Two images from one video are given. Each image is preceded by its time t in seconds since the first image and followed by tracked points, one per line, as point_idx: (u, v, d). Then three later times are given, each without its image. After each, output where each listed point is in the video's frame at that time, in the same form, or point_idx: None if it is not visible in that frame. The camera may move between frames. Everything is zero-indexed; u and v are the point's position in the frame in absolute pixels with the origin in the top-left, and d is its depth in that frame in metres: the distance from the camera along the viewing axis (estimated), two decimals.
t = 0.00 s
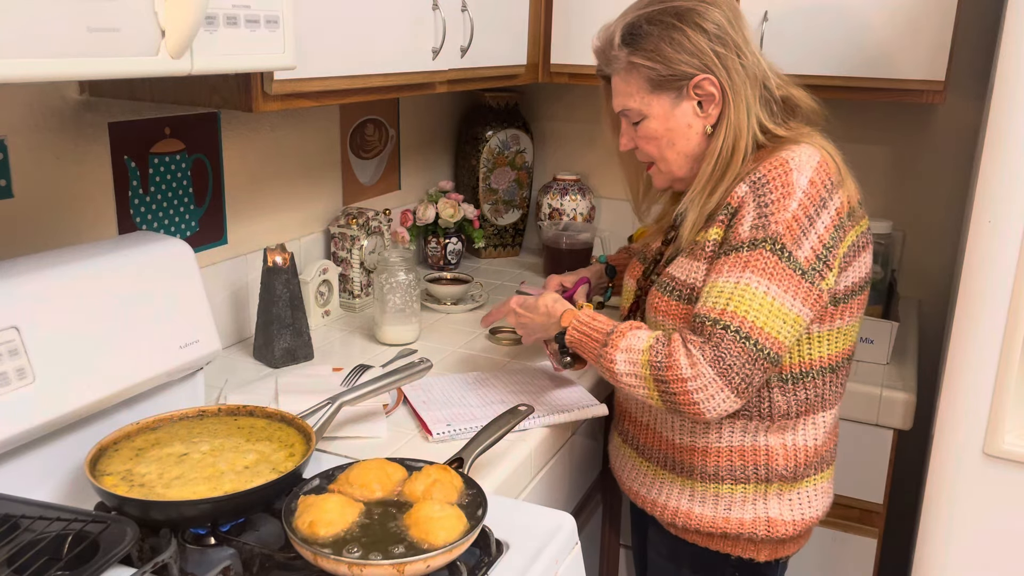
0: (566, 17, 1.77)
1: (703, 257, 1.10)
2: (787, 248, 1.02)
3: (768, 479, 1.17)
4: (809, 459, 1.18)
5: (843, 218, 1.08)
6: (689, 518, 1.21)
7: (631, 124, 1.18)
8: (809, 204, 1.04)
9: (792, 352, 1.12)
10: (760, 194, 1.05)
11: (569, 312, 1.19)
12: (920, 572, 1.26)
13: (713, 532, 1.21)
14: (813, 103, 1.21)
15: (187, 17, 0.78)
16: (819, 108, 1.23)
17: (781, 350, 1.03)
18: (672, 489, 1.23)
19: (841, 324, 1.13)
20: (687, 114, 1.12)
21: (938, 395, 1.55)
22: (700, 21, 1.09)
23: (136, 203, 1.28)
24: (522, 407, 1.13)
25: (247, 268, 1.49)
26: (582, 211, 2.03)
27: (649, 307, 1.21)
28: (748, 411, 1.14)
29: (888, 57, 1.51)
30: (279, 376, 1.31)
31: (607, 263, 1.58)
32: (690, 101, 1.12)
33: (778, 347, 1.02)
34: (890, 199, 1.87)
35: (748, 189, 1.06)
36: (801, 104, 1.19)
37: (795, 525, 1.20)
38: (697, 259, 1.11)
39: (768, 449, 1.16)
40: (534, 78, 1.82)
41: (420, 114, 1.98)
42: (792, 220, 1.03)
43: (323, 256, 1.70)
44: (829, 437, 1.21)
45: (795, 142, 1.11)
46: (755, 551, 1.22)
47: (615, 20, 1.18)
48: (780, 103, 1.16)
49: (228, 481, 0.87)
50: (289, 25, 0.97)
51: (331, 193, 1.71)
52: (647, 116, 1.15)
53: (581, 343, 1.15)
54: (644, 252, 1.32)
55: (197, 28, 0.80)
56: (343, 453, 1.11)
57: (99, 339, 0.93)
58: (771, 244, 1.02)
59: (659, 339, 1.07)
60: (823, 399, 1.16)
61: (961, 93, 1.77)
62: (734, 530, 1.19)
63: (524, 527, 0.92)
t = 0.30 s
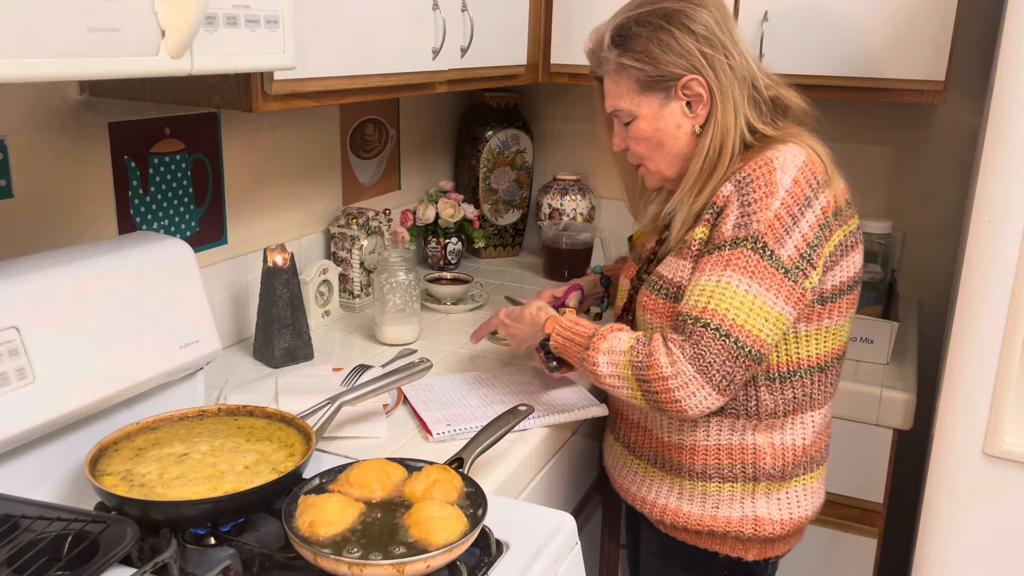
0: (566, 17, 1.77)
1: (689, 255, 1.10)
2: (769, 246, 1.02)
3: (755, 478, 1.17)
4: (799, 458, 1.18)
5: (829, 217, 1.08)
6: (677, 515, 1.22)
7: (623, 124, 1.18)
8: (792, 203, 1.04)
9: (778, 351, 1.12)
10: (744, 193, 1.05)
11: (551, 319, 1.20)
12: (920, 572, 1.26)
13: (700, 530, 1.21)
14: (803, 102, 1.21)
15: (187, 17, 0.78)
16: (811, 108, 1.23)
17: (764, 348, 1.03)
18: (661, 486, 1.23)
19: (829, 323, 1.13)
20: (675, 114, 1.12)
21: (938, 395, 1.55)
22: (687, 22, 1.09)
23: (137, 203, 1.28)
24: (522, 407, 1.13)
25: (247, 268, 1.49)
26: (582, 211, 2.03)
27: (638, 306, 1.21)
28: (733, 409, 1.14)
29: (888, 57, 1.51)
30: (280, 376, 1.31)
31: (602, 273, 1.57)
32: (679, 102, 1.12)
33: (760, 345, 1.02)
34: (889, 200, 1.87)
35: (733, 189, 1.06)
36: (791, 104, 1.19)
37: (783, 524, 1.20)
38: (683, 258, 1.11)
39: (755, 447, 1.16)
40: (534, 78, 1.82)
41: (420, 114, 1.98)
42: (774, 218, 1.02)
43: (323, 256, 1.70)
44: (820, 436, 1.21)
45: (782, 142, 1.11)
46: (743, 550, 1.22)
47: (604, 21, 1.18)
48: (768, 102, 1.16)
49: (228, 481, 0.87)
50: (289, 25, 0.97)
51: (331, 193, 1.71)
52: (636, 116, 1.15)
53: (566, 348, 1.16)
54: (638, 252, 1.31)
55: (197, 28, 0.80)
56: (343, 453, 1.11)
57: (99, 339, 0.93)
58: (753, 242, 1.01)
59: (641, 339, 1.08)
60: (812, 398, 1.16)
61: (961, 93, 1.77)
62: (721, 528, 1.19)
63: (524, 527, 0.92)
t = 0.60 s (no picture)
0: (566, 17, 1.77)
1: (685, 256, 1.10)
2: (767, 247, 1.02)
3: (751, 478, 1.17)
4: (795, 458, 1.18)
5: (825, 216, 1.08)
6: (672, 515, 1.22)
7: (620, 125, 1.18)
8: (788, 203, 1.04)
9: (773, 351, 1.12)
10: (740, 194, 1.05)
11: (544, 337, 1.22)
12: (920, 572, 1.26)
13: (696, 529, 1.21)
14: (800, 103, 1.21)
15: (187, 17, 0.78)
16: (807, 108, 1.23)
17: (762, 349, 1.03)
18: (657, 486, 1.23)
19: (825, 323, 1.13)
20: (672, 115, 1.12)
21: (938, 395, 1.55)
22: (683, 23, 1.09)
23: (136, 203, 1.28)
24: (523, 407, 1.13)
25: (247, 268, 1.49)
26: (582, 211, 2.03)
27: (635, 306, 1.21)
28: (730, 409, 1.14)
29: (887, 57, 1.51)
30: (279, 376, 1.31)
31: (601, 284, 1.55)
32: (676, 102, 1.12)
33: (758, 346, 1.02)
34: (889, 200, 1.87)
35: (730, 189, 1.06)
36: (788, 104, 1.19)
37: (779, 524, 1.20)
38: (679, 258, 1.11)
39: (751, 447, 1.16)
40: (533, 78, 1.82)
41: (420, 114, 1.99)
42: (770, 219, 1.03)
43: (323, 256, 1.70)
44: (817, 436, 1.21)
45: (777, 143, 1.10)
46: (738, 550, 1.22)
47: (601, 22, 1.18)
48: (765, 103, 1.16)
49: (228, 481, 0.87)
50: (289, 25, 0.97)
51: (331, 193, 1.71)
52: (633, 117, 1.15)
53: (562, 363, 1.17)
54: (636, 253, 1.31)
55: (197, 28, 0.80)
56: (343, 453, 1.11)
57: (99, 339, 0.93)
58: (750, 243, 1.01)
59: (638, 345, 1.09)
60: (809, 399, 1.16)
61: (961, 94, 1.77)
62: (716, 527, 1.19)
63: (524, 527, 0.92)
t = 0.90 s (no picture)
0: (566, 17, 1.77)
1: (693, 257, 1.10)
2: (776, 248, 1.02)
3: (759, 479, 1.17)
4: (803, 459, 1.18)
5: (833, 217, 1.08)
6: (679, 516, 1.22)
7: (626, 126, 1.18)
8: (798, 204, 1.04)
9: (782, 353, 1.12)
10: (749, 195, 1.05)
11: (546, 346, 1.21)
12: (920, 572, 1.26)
13: (703, 530, 1.21)
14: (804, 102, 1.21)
15: (187, 17, 0.78)
16: (809, 108, 1.23)
17: (771, 350, 1.03)
18: (664, 487, 1.23)
19: (834, 324, 1.13)
20: (680, 115, 1.12)
21: (938, 395, 1.55)
22: (690, 24, 1.09)
23: (136, 203, 1.28)
24: (522, 407, 1.13)
25: (247, 268, 1.49)
26: (582, 211, 2.03)
27: (642, 308, 1.21)
28: (738, 411, 1.14)
29: (887, 57, 1.51)
30: (279, 376, 1.31)
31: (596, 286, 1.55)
32: (684, 102, 1.11)
33: (767, 347, 1.02)
34: (890, 200, 1.87)
35: (738, 190, 1.06)
36: (793, 104, 1.19)
37: (787, 525, 1.20)
38: (687, 260, 1.11)
39: (759, 448, 1.16)
40: (534, 78, 1.82)
41: (420, 114, 1.98)
42: (780, 220, 1.02)
43: (323, 256, 1.70)
44: (823, 436, 1.21)
45: (784, 143, 1.10)
46: (745, 551, 1.22)
47: (607, 23, 1.18)
48: (771, 103, 1.16)
49: (228, 481, 0.87)
50: (289, 25, 0.97)
51: (331, 193, 1.71)
52: (641, 117, 1.14)
53: (567, 370, 1.16)
54: (639, 253, 1.32)
55: (197, 28, 0.80)
56: (343, 453, 1.11)
57: (99, 339, 0.93)
58: (759, 244, 1.01)
59: (646, 348, 1.09)
60: (816, 400, 1.16)
61: (962, 94, 1.77)
62: (724, 529, 1.19)
63: (523, 527, 0.92)
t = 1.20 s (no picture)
0: (566, 17, 1.77)
1: (701, 260, 1.10)
2: (784, 251, 1.02)
3: (765, 480, 1.17)
4: (808, 460, 1.18)
5: (841, 219, 1.08)
6: (684, 518, 1.22)
7: (630, 126, 1.18)
8: (807, 207, 1.04)
9: (789, 354, 1.12)
10: (757, 197, 1.05)
11: (550, 345, 1.20)
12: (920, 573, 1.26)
13: (708, 532, 1.21)
14: (808, 102, 1.21)
15: (187, 17, 0.78)
16: (814, 108, 1.23)
17: (778, 352, 1.03)
18: (668, 489, 1.23)
19: (840, 325, 1.13)
20: (688, 116, 1.12)
21: (938, 395, 1.55)
22: (697, 24, 1.09)
23: (136, 203, 1.28)
24: (522, 406, 1.13)
25: (247, 268, 1.49)
26: (582, 211, 2.03)
27: (648, 309, 1.21)
28: (745, 412, 1.14)
29: (887, 57, 1.51)
30: (279, 376, 1.31)
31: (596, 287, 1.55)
32: (691, 103, 1.12)
33: (774, 349, 1.02)
34: (890, 200, 1.87)
35: (746, 192, 1.06)
36: (798, 104, 1.19)
37: (793, 526, 1.20)
38: (695, 262, 1.11)
39: (765, 449, 1.16)
40: (533, 78, 1.82)
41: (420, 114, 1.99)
42: (789, 223, 1.02)
43: (323, 256, 1.70)
44: (827, 436, 1.21)
45: (791, 145, 1.11)
46: (750, 551, 1.22)
47: (612, 21, 1.18)
48: (778, 103, 1.16)
49: (228, 481, 0.87)
50: (289, 24, 0.97)
51: (331, 193, 1.71)
52: (647, 118, 1.14)
53: (570, 371, 1.16)
54: (642, 254, 1.32)
55: (197, 28, 0.80)
56: (343, 452, 1.11)
57: (99, 339, 0.93)
58: (768, 247, 1.01)
59: (650, 350, 1.08)
60: (821, 401, 1.16)
61: (962, 93, 1.77)
62: (730, 530, 1.19)
63: (523, 527, 0.92)
